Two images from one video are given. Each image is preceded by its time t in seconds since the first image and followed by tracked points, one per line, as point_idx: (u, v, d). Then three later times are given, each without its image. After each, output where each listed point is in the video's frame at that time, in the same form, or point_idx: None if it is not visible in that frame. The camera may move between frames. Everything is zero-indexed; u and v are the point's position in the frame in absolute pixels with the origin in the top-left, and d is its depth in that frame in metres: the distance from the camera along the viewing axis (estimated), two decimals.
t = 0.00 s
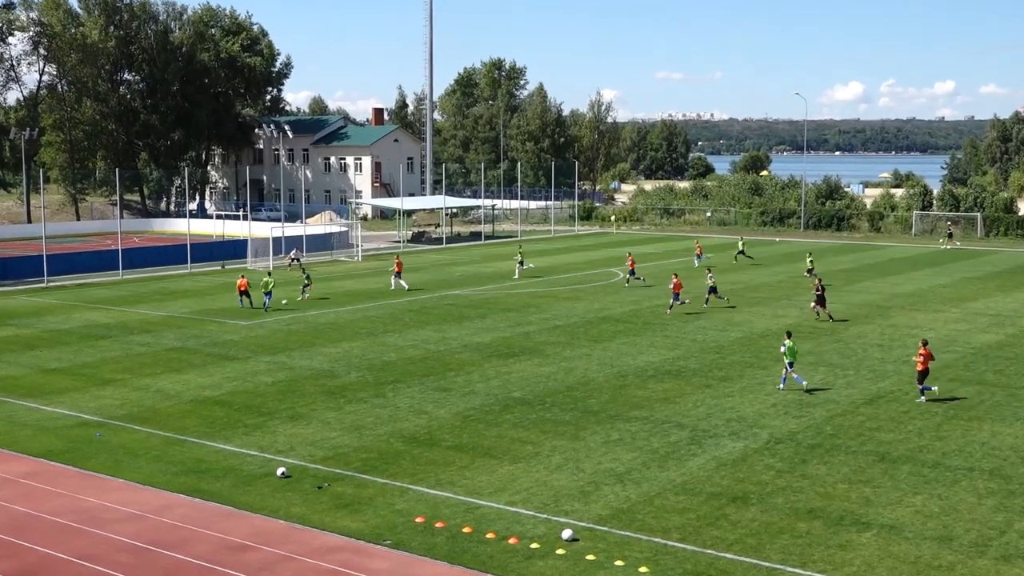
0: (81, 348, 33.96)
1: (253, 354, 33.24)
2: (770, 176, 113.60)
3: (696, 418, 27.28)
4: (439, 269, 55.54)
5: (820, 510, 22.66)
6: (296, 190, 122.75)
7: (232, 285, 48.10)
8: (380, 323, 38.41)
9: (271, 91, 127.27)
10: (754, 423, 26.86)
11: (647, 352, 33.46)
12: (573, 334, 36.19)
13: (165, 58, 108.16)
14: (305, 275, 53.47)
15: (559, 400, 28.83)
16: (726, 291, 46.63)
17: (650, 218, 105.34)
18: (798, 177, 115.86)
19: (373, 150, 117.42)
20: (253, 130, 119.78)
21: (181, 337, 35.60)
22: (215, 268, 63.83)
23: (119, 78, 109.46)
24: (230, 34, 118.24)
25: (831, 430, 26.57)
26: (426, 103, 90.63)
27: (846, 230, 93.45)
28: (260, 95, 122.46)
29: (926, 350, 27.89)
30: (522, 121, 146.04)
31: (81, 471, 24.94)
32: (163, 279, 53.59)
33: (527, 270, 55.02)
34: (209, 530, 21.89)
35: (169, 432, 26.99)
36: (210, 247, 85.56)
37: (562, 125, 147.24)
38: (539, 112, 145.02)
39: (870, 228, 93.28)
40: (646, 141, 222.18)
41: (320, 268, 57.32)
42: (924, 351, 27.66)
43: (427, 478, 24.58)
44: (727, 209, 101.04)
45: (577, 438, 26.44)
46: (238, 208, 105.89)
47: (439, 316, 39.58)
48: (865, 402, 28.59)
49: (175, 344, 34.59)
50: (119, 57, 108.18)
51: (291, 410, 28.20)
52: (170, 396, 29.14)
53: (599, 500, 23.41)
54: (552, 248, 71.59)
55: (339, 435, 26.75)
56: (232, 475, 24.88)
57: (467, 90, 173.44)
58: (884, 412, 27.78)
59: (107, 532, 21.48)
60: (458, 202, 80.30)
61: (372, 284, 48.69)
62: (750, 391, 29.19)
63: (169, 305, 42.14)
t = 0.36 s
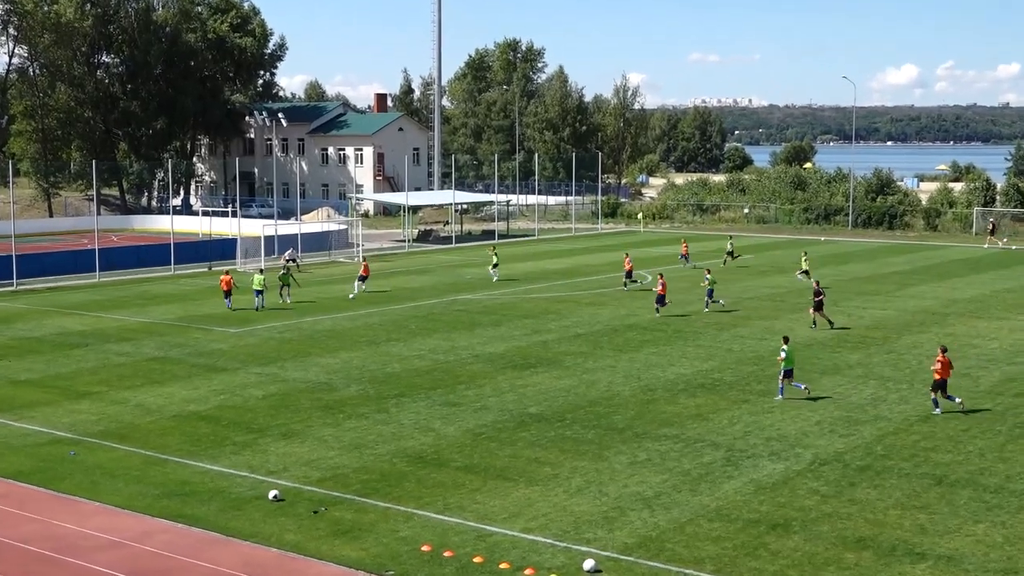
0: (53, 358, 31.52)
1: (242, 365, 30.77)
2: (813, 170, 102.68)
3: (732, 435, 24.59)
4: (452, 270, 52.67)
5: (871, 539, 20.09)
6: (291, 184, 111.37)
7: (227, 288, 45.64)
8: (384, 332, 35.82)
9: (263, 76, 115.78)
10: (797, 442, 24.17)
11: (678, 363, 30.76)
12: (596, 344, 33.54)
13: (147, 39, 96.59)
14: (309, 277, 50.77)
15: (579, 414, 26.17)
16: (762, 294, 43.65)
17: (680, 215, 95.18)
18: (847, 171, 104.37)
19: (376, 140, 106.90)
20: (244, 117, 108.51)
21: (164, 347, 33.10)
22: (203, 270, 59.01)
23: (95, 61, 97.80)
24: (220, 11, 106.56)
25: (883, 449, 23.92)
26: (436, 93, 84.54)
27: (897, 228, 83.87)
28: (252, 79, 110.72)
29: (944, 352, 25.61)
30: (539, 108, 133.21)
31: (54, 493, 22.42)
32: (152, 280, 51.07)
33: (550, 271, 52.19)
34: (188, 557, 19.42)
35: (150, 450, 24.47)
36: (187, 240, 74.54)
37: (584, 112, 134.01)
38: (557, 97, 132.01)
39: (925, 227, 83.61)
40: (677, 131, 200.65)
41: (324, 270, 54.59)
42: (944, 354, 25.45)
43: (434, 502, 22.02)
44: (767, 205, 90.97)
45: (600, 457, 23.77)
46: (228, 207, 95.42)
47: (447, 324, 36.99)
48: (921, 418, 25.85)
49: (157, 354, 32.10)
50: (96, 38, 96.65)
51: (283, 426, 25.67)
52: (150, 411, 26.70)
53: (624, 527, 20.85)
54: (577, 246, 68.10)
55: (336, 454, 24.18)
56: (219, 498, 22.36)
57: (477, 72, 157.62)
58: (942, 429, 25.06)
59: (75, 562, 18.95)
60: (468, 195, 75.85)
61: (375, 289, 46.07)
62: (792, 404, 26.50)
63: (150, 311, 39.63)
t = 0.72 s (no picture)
0: (23, 367, 29.34)
1: (229, 375, 28.53)
2: (864, 162, 92.13)
3: (769, 453, 22.18)
4: (465, 270, 49.95)
5: (927, 569, 17.72)
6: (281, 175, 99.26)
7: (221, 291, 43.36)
8: (386, 339, 33.47)
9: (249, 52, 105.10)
10: (841, 460, 21.79)
11: (709, 372, 28.35)
12: (619, 352, 31.14)
13: (123, 15, 88.69)
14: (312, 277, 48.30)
15: (599, 429, 23.79)
16: (797, 295, 40.93)
17: (711, 210, 85.03)
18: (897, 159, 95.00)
19: (376, 126, 94.84)
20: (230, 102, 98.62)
21: (143, 354, 30.88)
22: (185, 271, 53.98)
23: (67, 39, 90.23)
24: None
25: (938, 468, 21.54)
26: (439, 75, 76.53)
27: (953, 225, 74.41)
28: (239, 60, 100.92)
29: (966, 357, 23.48)
30: (556, 90, 120.22)
31: (18, 515, 20.16)
32: (138, 280, 48.74)
33: (572, 271, 49.27)
34: None
35: (126, 468, 22.23)
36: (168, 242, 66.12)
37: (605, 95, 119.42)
38: (578, 77, 118.25)
39: (983, 223, 74.15)
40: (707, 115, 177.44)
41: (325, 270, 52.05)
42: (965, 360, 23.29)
43: (437, 526, 19.68)
44: (807, 199, 81.14)
45: (623, 478, 21.38)
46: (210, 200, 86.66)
47: (454, 331, 34.61)
48: (978, 433, 23.44)
49: (137, 362, 29.92)
50: (67, 13, 89.00)
51: (273, 442, 23.42)
52: (126, 425, 24.51)
53: (649, 554, 18.47)
54: (599, 241, 64.76)
55: (331, 473, 21.88)
56: (202, 521, 20.08)
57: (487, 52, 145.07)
58: (1003, 445, 22.63)
59: None
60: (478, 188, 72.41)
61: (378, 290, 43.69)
62: (836, 418, 24.11)
63: (128, 315, 37.41)
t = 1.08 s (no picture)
0: None
1: (208, 385, 26.43)
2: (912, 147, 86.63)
3: (807, 472, 20.11)
4: (473, 269, 47.69)
5: None
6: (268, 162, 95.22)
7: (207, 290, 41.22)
8: (385, 345, 31.32)
9: (231, 30, 101.04)
10: (887, 479, 19.74)
11: (739, 382, 26.24)
12: (641, 359, 29.02)
13: None
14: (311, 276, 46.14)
15: (618, 445, 21.73)
16: (829, 297, 38.64)
17: (744, 202, 79.74)
18: (947, 146, 90.22)
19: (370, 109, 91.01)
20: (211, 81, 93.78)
21: (113, 362, 28.78)
22: (157, 268, 51.59)
23: (29, 12, 86.23)
24: None
25: (995, 488, 19.44)
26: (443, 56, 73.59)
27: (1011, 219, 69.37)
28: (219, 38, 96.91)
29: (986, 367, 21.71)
30: (571, 70, 114.06)
31: None
32: (123, 278, 46.56)
33: (591, 270, 46.81)
34: None
35: (93, 487, 20.13)
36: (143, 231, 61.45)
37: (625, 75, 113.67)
38: (594, 52, 112.52)
39: None
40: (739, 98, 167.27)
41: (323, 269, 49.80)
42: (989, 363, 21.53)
43: (438, 552, 17.59)
44: (850, 190, 76.17)
45: (645, 500, 19.27)
46: (186, 189, 82.26)
47: (459, 336, 32.51)
48: None
49: (105, 371, 27.81)
50: None
51: (256, 459, 21.34)
52: (93, 439, 22.45)
53: None
54: (617, 236, 61.93)
55: (321, 494, 19.80)
56: (176, 546, 17.96)
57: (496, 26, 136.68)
58: None
59: None
60: (484, 177, 69.84)
61: (378, 291, 41.54)
62: (881, 433, 22.06)
63: (97, 318, 35.25)
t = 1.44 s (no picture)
0: None
1: (177, 396, 24.48)
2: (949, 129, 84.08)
3: (840, 492, 18.24)
4: (472, 268, 45.64)
5: None
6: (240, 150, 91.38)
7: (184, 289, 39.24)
8: (374, 351, 29.40)
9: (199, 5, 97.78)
10: (928, 501, 17.87)
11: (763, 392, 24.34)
12: (655, 367, 27.11)
13: None
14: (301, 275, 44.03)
15: (630, 462, 19.85)
16: (855, 299, 36.57)
17: (771, 191, 77.06)
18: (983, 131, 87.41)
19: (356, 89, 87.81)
20: (179, 59, 89.66)
21: (68, 370, 26.87)
22: (120, 263, 49.71)
23: None
24: None
25: None
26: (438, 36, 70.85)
27: None
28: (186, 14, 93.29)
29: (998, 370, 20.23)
30: (579, 46, 112.03)
31: None
32: (100, 276, 44.49)
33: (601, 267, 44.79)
34: None
35: (46, 510, 18.14)
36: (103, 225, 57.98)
37: (636, 50, 111.66)
38: (604, 28, 110.76)
39: None
40: (767, 77, 163.18)
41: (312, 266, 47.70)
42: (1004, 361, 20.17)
43: None
44: (888, 179, 73.62)
45: (661, 523, 17.35)
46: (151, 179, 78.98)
47: (455, 341, 30.58)
48: None
49: (60, 380, 25.86)
50: None
51: (228, 477, 19.44)
52: (47, 456, 20.49)
53: None
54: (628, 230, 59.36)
55: (300, 517, 17.88)
56: None
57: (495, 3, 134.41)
58: None
59: None
60: (478, 164, 67.27)
61: (365, 291, 39.46)
62: (922, 448, 20.22)
63: (67, 322, 33.27)
